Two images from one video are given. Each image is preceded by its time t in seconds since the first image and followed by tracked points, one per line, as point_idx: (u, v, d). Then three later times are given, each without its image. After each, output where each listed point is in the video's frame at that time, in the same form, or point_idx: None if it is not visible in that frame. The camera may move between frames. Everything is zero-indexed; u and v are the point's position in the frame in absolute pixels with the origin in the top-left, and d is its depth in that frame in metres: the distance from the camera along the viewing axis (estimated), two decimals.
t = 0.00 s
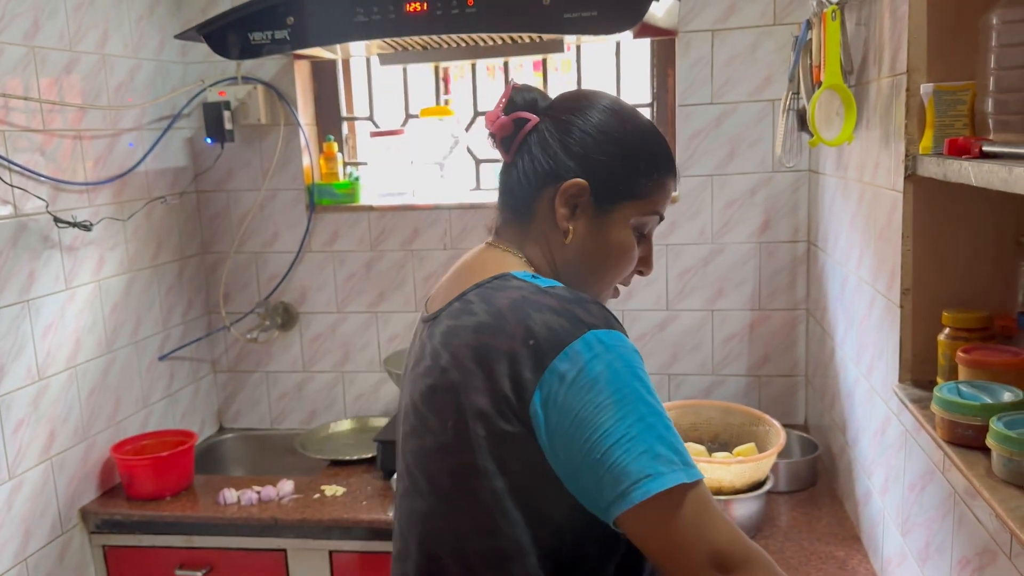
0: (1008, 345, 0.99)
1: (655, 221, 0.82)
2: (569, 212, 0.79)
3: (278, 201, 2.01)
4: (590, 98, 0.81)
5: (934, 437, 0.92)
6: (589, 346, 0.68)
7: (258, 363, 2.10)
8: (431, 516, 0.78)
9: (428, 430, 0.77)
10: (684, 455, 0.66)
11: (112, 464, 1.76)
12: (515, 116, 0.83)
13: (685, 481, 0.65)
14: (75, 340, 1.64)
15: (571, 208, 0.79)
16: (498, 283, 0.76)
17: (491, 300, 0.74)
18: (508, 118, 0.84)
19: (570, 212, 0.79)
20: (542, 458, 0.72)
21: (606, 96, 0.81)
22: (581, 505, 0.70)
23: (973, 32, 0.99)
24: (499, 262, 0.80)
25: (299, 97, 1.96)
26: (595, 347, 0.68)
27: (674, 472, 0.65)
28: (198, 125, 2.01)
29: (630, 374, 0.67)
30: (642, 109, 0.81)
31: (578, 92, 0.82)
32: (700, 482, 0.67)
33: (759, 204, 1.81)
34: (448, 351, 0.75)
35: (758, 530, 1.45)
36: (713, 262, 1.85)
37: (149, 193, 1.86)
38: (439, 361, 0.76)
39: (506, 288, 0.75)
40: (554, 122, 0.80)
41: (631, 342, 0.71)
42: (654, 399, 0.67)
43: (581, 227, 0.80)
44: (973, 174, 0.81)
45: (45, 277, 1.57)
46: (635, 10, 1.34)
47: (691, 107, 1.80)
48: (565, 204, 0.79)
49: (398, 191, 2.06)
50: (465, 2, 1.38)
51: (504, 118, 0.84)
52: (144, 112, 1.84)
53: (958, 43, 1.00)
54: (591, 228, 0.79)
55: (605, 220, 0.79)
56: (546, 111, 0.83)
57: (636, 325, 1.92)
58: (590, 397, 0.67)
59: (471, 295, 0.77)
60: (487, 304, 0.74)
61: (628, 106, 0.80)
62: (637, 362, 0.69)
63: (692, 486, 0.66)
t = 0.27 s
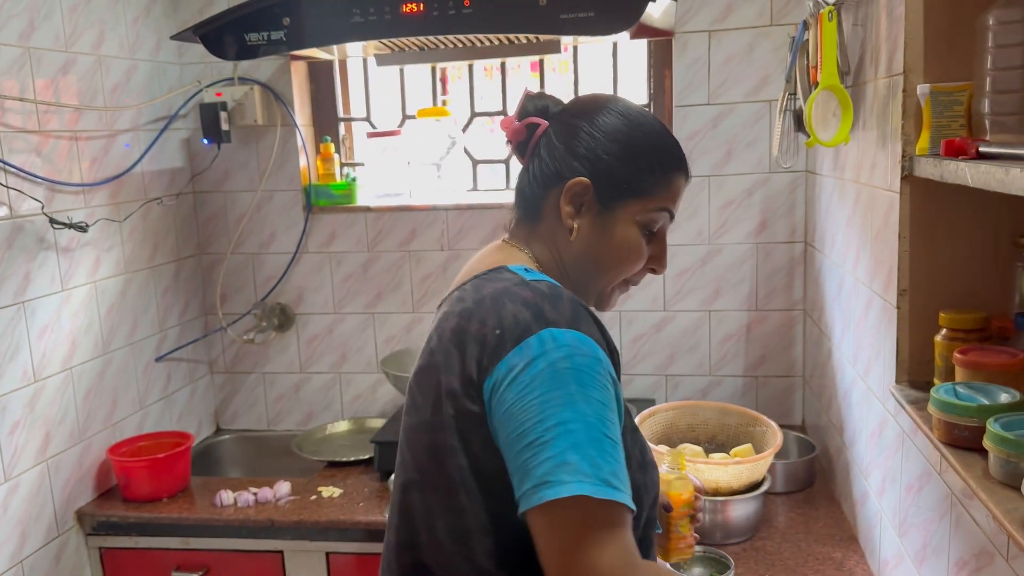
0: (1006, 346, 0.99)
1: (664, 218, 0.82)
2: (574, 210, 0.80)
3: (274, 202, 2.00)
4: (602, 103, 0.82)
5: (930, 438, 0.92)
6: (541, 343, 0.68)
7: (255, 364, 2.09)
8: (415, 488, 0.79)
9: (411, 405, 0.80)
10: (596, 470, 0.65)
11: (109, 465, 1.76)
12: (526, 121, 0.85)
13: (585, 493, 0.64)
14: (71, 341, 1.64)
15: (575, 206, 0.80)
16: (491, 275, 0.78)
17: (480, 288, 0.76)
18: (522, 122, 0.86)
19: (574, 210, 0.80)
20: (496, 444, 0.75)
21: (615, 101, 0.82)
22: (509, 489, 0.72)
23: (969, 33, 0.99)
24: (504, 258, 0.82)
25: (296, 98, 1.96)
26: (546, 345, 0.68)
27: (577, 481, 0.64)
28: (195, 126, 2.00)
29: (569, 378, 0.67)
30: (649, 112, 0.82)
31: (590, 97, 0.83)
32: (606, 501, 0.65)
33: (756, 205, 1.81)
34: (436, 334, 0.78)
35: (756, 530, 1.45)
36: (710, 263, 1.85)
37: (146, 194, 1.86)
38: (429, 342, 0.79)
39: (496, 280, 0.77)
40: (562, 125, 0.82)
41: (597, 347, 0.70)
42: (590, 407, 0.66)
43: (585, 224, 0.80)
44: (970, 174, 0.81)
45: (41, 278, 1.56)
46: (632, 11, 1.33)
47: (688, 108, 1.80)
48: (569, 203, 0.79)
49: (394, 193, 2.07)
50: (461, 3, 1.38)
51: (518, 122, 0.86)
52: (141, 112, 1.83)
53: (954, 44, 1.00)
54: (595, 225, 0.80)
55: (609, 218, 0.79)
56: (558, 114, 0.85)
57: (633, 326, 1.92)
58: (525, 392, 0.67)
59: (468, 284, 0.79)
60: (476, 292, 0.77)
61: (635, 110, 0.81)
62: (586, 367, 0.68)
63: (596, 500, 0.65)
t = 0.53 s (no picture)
0: (1007, 348, 0.99)
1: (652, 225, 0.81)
2: (561, 215, 0.80)
3: (274, 203, 2.00)
4: (598, 107, 0.81)
5: (932, 440, 0.92)
6: (501, 349, 0.70)
7: (255, 365, 2.09)
8: (381, 479, 0.85)
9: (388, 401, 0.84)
10: (554, 477, 0.67)
11: (108, 467, 1.75)
12: (522, 120, 0.85)
13: (544, 500, 0.66)
14: (71, 343, 1.64)
15: (562, 211, 0.80)
16: (464, 278, 0.80)
17: (450, 291, 0.78)
18: (518, 122, 0.86)
19: (561, 215, 0.80)
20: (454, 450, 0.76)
21: (610, 103, 0.81)
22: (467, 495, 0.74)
23: (970, 34, 0.99)
24: (493, 259, 0.84)
25: (296, 99, 1.96)
26: (506, 350, 0.70)
27: (536, 487, 0.66)
28: (195, 127, 2.00)
29: (528, 383, 0.68)
30: (644, 116, 0.81)
31: (588, 100, 0.83)
32: (565, 508, 0.67)
33: (757, 206, 1.81)
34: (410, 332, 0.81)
35: (756, 532, 1.45)
36: (710, 264, 1.85)
37: (145, 195, 1.86)
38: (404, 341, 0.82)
39: (466, 282, 0.78)
40: (556, 127, 0.82)
41: (557, 351, 0.71)
42: (550, 413, 0.68)
43: (572, 229, 0.80)
44: (972, 176, 0.80)
45: (41, 279, 1.56)
46: (633, 12, 1.33)
47: (689, 109, 1.80)
48: (556, 207, 0.80)
49: (394, 194, 2.07)
50: (462, 4, 1.38)
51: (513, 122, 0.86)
52: (141, 113, 1.83)
53: (956, 45, 1.00)
54: (581, 230, 0.80)
55: (595, 223, 0.79)
56: (554, 115, 0.84)
57: (634, 327, 1.91)
58: (484, 397, 0.69)
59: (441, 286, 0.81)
60: (446, 294, 0.79)
61: (629, 114, 0.80)
62: (546, 372, 0.69)
63: (553, 508, 0.67)
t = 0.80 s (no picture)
0: (1012, 350, 0.99)
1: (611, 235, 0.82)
2: (521, 228, 0.80)
3: (278, 203, 2.00)
4: (558, 113, 0.80)
5: (936, 442, 0.92)
6: (428, 357, 0.70)
7: (258, 365, 2.09)
8: (336, 491, 0.86)
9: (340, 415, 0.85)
10: (474, 488, 0.66)
11: (112, 466, 1.76)
12: (476, 124, 0.83)
13: (461, 512, 0.65)
14: (75, 342, 1.64)
15: (522, 224, 0.80)
16: (407, 287, 0.81)
17: (391, 300, 0.79)
18: (471, 124, 0.84)
19: (521, 227, 0.80)
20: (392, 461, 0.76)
21: (567, 107, 0.81)
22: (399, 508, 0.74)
23: (976, 35, 0.99)
24: (448, 269, 0.85)
25: (299, 100, 1.96)
26: (432, 358, 0.70)
27: (454, 498, 0.66)
28: (198, 128, 2.01)
29: (453, 390, 0.68)
30: (602, 122, 0.81)
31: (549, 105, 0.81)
32: (485, 520, 0.66)
33: (760, 207, 1.81)
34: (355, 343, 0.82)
35: (759, 533, 1.45)
36: (713, 265, 1.85)
37: (149, 195, 1.86)
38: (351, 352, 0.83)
39: (408, 291, 0.79)
40: (513, 134, 0.81)
41: (487, 359, 0.71)
42: (475, 421, 0.67)
43: (533, 242, 0.81)
44: (977, 178, 0.80)
45: (45, 279, 1.56)
46: (637, 13, 1.33)
47: (692, 110, 1.80)
48: (516, 220, 0.80)
49: (397, 195, 2.07)
50: (466, 5, 1.38)
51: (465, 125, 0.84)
52: (145, 114, 1.84)
53: (960, 47, 1.00)
54: (541, 243, 0.80)
55: (556, 236, 0.79)
56: (508, 118, 0.83)
57: (636, 328, 1.91)
58: (410, 405, 0.69)
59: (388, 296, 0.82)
60: (387, 303, 0.80)
61: (586, 119, 0.80)
62: (471, 380, 0.69)
63: (472, 520, 0.66)
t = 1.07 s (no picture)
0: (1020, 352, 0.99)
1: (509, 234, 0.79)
2: (413, 235, 0.77)
3: (286, 204, 2.01)
4: (442, 114, 0.77)
5: (945, 445, 0.92)
6: (300, 387, 0.68)
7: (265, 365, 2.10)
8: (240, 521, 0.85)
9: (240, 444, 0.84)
10: (346, 522, 0.66)
11: (120, 465, 1.77)
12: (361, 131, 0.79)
13: (330, 547, 0.65)
14: (84, 342, 1.65)
15: (414, 231, 0.77)
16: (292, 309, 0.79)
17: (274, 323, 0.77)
18: (358, 133, 0.80)
19: (413, 235, 0.77)
20: (272, 496, 0.74)
21: (450, 109, 0.78)
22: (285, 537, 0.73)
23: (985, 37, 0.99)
24: (343, 289, 0.81)
25: (308, 101, 1.97)
26: (304, 387, 0.68)
27: (323, 534, 0.65)
28: (207, 129, 2.02)
29: (324, 421, 0.67)
30: (488, 122, 0.78)
31: (434, 106, 0.78)
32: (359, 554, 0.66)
33: (767, 209, 1.81)
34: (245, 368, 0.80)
35: (766, 535, 1.45)
36: (720, 267, 1.85)
37: (158, 195, 1.87)
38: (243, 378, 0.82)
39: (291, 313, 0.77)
40: (399, 138, 0.77)
41: (363, 383, 0.70)
42: (349, 452, 0.66)
43: (426, 250, 0.77)
44: (986, 181, 0.80)
45: (55, 279, 1.57)
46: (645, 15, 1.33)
47: (699, 111, 1.80)
48: (407, 228, 0.76)
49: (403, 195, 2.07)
50: (474, 7, 1.37)
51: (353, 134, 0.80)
52: (154, 114, 1.85)
53: (970, 49, 1.00)
54: (435, 252, 0.77)
55: (450, 243, 0.76)
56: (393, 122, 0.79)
57: (643, 329, 1.91)
58: (284, 437, 0.68)
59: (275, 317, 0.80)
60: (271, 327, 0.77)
61: (472, 120, 0.77)
62: (344, 408, 0.67)
63: (344, 554, 0.66)
